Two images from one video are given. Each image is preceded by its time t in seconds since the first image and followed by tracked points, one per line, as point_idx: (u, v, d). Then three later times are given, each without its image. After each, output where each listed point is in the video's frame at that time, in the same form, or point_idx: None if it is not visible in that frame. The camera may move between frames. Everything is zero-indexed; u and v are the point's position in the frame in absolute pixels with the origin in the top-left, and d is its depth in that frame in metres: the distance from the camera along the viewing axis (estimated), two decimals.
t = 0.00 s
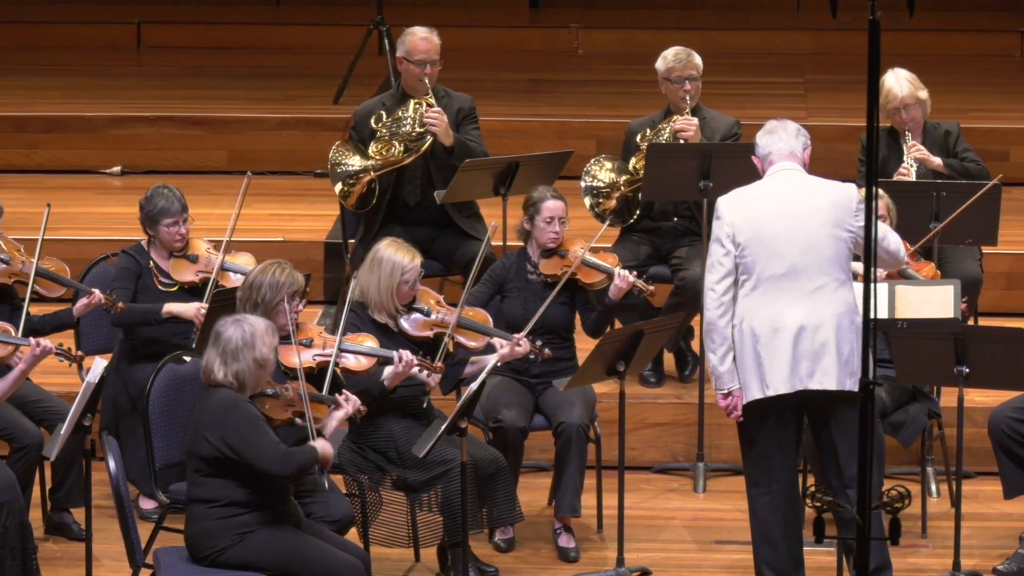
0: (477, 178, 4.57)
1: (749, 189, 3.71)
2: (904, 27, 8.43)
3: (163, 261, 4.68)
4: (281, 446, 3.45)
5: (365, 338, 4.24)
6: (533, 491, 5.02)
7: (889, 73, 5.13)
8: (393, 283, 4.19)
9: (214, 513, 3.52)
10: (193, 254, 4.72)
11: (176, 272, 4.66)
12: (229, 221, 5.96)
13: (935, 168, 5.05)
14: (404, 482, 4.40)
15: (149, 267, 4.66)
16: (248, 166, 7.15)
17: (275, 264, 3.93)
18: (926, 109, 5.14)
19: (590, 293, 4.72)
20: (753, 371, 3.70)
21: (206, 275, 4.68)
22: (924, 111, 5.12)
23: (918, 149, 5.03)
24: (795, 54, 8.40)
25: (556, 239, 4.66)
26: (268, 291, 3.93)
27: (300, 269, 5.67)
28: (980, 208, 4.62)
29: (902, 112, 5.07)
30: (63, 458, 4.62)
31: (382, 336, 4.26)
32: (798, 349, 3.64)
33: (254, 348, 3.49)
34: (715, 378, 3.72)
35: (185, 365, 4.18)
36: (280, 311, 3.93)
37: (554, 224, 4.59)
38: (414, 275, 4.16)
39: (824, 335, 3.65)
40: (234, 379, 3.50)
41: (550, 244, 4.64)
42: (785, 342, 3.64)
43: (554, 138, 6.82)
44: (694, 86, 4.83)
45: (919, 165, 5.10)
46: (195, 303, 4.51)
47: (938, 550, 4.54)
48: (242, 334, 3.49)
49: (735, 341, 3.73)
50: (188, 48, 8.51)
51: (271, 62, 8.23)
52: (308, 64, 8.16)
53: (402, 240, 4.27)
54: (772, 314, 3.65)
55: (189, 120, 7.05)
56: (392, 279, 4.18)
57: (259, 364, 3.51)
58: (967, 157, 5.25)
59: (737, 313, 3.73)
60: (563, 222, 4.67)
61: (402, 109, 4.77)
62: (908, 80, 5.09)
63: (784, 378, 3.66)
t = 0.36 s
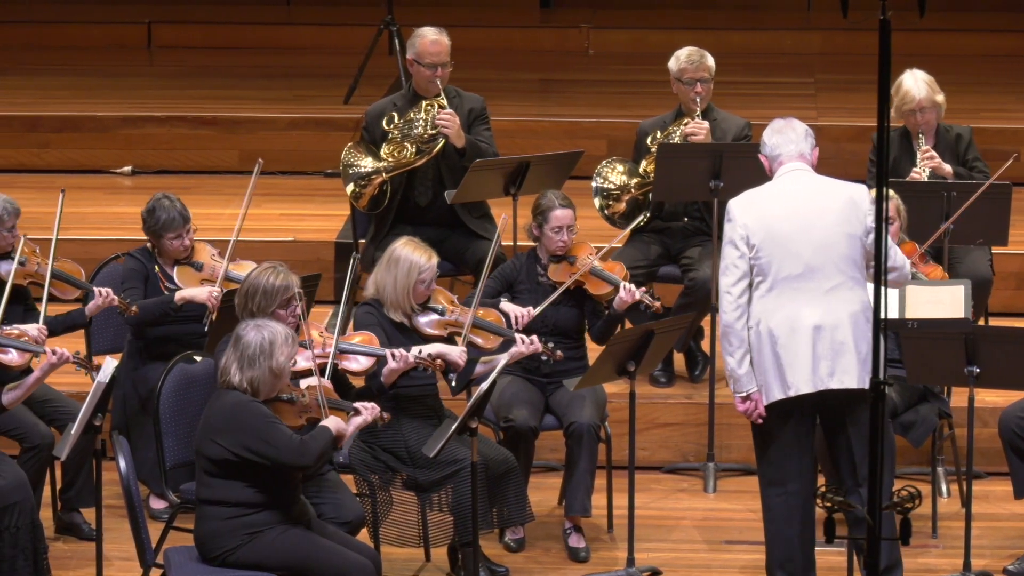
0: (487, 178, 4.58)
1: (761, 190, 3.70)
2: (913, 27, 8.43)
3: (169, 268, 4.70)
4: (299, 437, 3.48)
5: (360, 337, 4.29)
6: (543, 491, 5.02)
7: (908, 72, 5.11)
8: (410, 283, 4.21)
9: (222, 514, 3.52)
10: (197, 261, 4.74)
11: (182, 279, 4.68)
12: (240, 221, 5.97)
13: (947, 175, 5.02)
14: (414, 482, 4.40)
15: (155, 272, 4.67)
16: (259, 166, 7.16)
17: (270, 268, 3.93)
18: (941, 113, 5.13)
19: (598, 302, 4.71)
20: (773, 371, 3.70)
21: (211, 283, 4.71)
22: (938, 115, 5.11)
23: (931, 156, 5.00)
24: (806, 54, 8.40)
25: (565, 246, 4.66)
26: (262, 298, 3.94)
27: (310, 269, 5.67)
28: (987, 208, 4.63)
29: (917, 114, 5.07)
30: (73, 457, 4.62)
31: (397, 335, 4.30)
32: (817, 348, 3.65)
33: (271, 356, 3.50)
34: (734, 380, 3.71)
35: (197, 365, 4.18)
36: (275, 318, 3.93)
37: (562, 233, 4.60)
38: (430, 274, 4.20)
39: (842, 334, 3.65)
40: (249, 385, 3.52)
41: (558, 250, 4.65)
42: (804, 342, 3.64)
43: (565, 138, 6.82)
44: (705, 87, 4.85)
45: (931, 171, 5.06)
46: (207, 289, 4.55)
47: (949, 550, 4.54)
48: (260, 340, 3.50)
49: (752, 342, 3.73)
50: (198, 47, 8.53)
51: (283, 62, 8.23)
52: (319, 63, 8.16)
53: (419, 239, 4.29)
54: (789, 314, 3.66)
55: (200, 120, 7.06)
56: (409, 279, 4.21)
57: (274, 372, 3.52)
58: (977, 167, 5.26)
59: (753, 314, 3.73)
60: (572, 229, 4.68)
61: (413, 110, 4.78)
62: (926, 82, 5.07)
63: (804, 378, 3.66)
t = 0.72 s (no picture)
0: (498, 179, 4.57)
1: (773, 190, 3.70)
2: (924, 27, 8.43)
3: (181, 262, 4.69)
4: (298, 440, 3.46)
5: (364, 338, 4.31)
6: (555, 491, 5.03)
7: (926, 71, 5.11)
8: (433, 279, 4.27)
9: (235, 513, 3.51)
10: (210, 255, 4.71)
11: (194, 274, 4.66)
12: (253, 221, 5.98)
13: (960, 176, 5.01)
14: (425, 481, 4.40)
15: (166, 268, 4.66)
16: (271, 166, 7.17)
17: (272, 270, 3.99)
18: (958, 114, 5.13)
19: (604, 302, 4.68)
20: (783, 372, 3.69)
21: (222, 277, 4.69)
22: (955, 115, 5.12)
23: (945, 156, 5.00)
24: (818, 54, 8.40)
25: (570, 246, 4.62)
26: (264, 301, 3.97)
27: (323, 269, 5.68)
28: (998, 207, 4.62)
29: (934, 114, 5.07)
30: (85, 458, 4.62)
31: (415, 333, 4.35)
32: (826, 349, 3.63)
33: (264, 346, 3.49)
34: (744, 380, 3.71)
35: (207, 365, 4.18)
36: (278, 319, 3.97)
37: (569, 233, 4.55)
38: (453, 273, 4.24)
39: (852, 336, 3.64)
40: (247, 378, 3.50)
41: (564, 250, 4.61)
42: (813, 343, 3.63)
43: (577, 138, 6.82)
44: (717, 87, 4.86)
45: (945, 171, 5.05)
46: (197, 303, 4.54)
47: (961, 550, 4.54)
48: (250, 333, 3.49)
49: (762, 342, 3.72)
50: (211, 47, 8.54)
51: (297, 62, 8.23)
52: (332, 63, 8.18)
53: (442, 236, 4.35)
54: (799, 314, 3.64)
55: (212, 119, 7.07)
56: (432, 275, 4.26)
57: (270, 361, 3.51)
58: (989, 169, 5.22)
59: (764, 314, 3.72)
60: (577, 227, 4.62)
61: (425, 110, 4.78)
62: (944, 82, 5.07)
63: (813, 378, 3.64)
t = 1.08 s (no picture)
0: (511, 178, 4.58)
1: (782, 191, 3.71)
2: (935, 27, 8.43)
3: (192, 262, 4.71)
4: (298, 449, 3.44)
5: (376, 338, 4.31)
6: (567, 491, 5.03)
7: (936, 73, 5.10)
8: (440, 281, 4.25)
9: (247, 513, 3.51)
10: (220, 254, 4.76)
11: (205, 273, 4.71)
12: (265, 221, 5.99)
13: (973, 176, 5.01)
14: (437, 481, 4.40)
15: (177, 267, 4.66)
16: (282, 166, 7.17)
17: (282, 272, 3.99)
18: (970, 113, 5.13)
19: (620, 303, 4.70)
20: (790, 372, 3.70)
21: (233, 275, 4.74)
22: (967, 115, 5.12)
23: (958, 157, 4.99)
24: (829, 54, 8.40)
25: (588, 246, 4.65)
26: (276, 302, 3.97)
27: (335, 270, 5.69)
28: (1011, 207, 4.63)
29: (945, 114, 5.07)
30: (95, 457, 4.62)
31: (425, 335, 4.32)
32: (833, 350, 3.64)
33: (279, 356, 3.47)
34: (751, 381, 3.72)
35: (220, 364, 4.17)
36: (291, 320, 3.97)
37: (587, 232, 4.59)
38: (461, 272, 4.22)
39: (859, 337, 3.64)
40: (260, 386, 3.49)
41: (581, 250, 4.64)
42: (820, 344, 3.63)
43: (589, 138, 6.83)
44: (729, 87, 4.86)
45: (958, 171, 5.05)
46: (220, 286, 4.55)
47: (972, 551, 4.54)
48: (266, 341, 3.47)
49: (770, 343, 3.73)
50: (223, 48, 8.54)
51: (309, 62, 8.24)
52: (345, 63, 8.18)
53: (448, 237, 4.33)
54: (806, 315, 3.65)
55: (224, 119, 7.07)
56: (440, 277, 4.24)
57: (284, 371, 3.49)
58: (1002, 169, 5.24)
59: (773, 314, 3.72)
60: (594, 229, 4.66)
61: (436, 109, 4.78)
62: (954, 82, 5.07)
63: (819, 379, 3.65)
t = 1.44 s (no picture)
0: (525, 178, 4.58)
1: (792, 193, 3.68)
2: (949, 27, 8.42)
3: (200, 265, 4.68)
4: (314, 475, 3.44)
5: (391, 339, 4.30)
6: (581, 492, 5.03)
7: (951, 73, 5.10)
8: (455, 284, 4.25)
9: (258, 515, 3.51)
10: (229, 255, 4.71)
11: (214, 275, 4.66)
12: (280, 221, 5.99)
13: (988, 176, 5.01)
14: (451, 481, 4.40)
15: (186, 270, 4.65)
16: (296, 166, 7.18)
17: (298, 272, 3.99)
18: (984, 114, 5.14)
19: (632, 308, 4.69)
20: (800, 374, 3.67)
21: (243, 277, 4.68)
22: (981, 116, 5.12)
23: (972, 157, 4.99)
24: (843, 54, 8.40)
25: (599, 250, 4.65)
26: (291, 303, 3.97)
27: (349, 269, 5.70)
28: None
29: (959, 115, 5.06)
30: (109, 458, 4.61)
31: (436, 337, 4.33)
32: (844, 352, 3.61)
33: (293, 366, 3.46)
34: (761, 382, 3.70)
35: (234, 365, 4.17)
36: (305, 322, 3.97)
37: (598, 238, 4.60)
38: (477, 276, 4.23)
39: (870, 339, 3.60)
40: (270, 395, 3.47)
41: (593, 254, 4.64)
42: (830, 346, 3.60)
43: (603, 138, 6.83)
44: (742, 86, 4.85)
45: (972, 172, 5.04)
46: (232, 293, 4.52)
47: (986, 551, 4.54)
48: (281, 350, 3.46)
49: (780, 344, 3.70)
50: (241, 47, 8.56)
51: (324, 61, 8.24)
52: (359, 63, 8.19)
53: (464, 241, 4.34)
54: (816, 317, 3.62)
55: (239, 119, 7.08)
56: (455, 279, 4.25)
57: (297, 381, 3.48)
58: (1017, 169, 5.24)
59: (782, 316, 3.69)
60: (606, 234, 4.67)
61: (450, 109, 4.77)
62: (969, 83, 5.06)
63: (830, 382, 3.62)
